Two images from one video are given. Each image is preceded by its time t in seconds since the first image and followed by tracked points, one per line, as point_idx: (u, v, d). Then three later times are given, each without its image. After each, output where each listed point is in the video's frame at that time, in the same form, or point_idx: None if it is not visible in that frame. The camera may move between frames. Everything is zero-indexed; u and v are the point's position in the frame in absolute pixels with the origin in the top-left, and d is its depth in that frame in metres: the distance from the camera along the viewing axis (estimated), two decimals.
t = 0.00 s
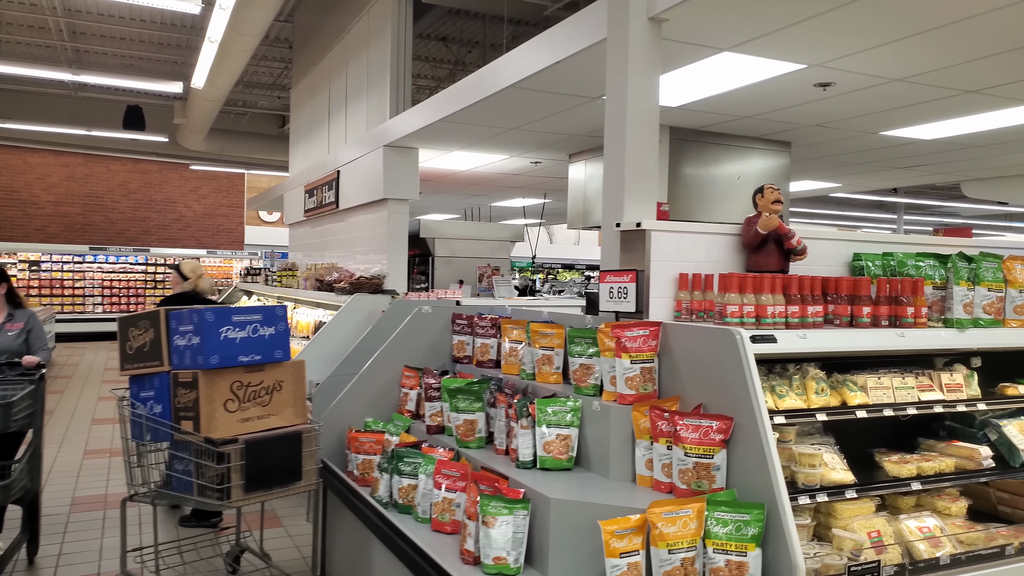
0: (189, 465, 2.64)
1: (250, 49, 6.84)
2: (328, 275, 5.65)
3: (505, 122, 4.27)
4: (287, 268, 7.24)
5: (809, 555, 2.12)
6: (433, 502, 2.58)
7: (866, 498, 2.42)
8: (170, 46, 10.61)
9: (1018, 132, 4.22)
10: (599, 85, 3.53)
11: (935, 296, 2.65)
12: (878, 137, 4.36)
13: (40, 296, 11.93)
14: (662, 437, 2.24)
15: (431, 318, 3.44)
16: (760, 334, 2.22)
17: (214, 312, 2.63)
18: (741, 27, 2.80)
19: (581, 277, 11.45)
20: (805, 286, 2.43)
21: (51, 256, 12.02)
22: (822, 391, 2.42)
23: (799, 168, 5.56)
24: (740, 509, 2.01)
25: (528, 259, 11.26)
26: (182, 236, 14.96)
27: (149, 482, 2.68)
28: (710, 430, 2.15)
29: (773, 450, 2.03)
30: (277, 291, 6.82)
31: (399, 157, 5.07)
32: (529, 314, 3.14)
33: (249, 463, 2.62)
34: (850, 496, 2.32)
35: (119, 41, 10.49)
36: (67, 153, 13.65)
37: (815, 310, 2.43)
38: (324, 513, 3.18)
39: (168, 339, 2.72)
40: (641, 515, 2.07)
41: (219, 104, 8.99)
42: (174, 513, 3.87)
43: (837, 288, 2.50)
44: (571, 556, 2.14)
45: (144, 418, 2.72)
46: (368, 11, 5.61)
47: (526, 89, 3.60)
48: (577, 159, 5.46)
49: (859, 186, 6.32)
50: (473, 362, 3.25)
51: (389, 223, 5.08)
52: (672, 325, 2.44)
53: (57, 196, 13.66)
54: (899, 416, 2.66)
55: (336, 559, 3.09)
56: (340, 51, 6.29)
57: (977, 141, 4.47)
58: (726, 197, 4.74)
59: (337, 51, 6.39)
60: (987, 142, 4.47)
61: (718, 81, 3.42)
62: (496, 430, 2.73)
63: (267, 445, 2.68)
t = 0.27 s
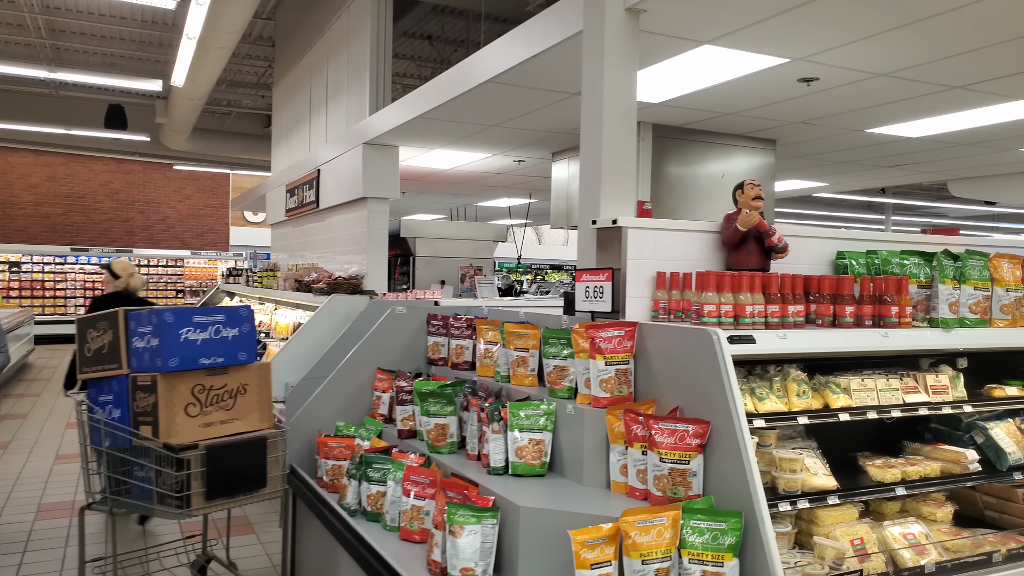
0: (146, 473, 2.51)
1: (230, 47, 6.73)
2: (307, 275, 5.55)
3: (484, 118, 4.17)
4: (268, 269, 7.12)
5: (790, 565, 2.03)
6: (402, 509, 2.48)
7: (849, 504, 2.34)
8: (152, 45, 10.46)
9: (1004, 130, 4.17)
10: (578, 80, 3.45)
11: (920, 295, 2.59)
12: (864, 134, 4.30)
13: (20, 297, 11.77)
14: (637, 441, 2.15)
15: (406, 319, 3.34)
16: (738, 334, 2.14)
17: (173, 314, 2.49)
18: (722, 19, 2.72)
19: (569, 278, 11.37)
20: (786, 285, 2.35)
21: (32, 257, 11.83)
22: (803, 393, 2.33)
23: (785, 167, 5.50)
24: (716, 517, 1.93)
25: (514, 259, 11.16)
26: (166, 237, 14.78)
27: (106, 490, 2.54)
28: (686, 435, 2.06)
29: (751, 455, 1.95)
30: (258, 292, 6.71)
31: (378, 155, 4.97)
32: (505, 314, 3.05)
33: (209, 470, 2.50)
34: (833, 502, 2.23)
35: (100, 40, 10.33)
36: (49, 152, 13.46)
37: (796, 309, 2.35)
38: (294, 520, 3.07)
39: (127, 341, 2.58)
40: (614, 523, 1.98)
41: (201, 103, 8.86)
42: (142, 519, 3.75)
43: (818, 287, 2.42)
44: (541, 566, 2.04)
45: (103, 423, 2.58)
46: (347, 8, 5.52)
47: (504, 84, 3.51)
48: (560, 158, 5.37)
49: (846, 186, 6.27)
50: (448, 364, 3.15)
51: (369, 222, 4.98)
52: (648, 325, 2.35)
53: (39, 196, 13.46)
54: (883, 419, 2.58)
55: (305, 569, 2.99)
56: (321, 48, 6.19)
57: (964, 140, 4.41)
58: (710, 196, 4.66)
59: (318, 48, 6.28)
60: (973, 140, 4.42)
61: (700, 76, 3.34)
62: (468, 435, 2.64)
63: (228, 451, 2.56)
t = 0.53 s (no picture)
0: (104, 483, 2.36)
1: (213, 45, 6.62)
2: (288, 276, 5.43)
3: (467, 116, 4.06)
4: (251, 269, 7.01)
5: None
6: (370, 522, 2.37)
7: (836, 518, 2.24)
8: (138, 42, 10.32)
9: (998, 130, 4.08)
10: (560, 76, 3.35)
11: (910, 299, 2.46)
12: (855, 134, 4.21)
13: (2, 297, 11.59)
14: (613, 452, 2.05)
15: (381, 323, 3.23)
16: (721, 341, 2.03)
17: (131, 315, 2.36)
18: (707, 13, 2.62)
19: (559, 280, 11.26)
20: (771, 289, 2.25)
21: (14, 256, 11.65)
22: (788, 402, 2.23)
23: (775, 168, 5.41)
24: (695, 533, 1.82)
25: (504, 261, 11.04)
26: (153, 237, 14.61)
27: (58, 503, 2.38)
28: (664, 446, 1.96)
29: (731, 469, 1.84)
30: (240, 294, 6.57)
31: (360, 154, 4.86)
32: (483, 317, 2.94)
33: (169, 480, 2.36)
34: (819, 516, 2.13)
35: (84, 36, 10.17)
36: (33, 151, 13.27)
37: (781, 314, 2.25)
38: (262, 532, 2.96)
39: (82, 346, 2.43)
40: (587, 540, 1.87)
41: (185, 102, 8.73)
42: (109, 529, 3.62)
43: (805, 291, 2.32)
44: None
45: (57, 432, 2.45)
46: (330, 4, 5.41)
47: (485, 80, 3.40)
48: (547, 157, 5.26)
49: (836, 188, 6.18)
50: (424, 369, 3.04)
51: (350, 222, 4.86)
52: (627, 330, 2.24)
53: (23, 195, 13.27)
54: (872, 428, 2.49)
55: None
56: (305, 45, 6.07)
57: (956, 141, 4.34)
58: (699, 197, 4.57)
59: (301, 45, 6.15)
60: (965, 141, 4.35)
61: (687, 73, 3.24)
62: (441, 443, 2.52)
63: (188, 460, 2.42)
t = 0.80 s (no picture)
0: (53, 499, 2.25)
1: (189, 43, 6.48)
2: (264, 279, 5.31)
3: (444, 116, 3.97)
4: (229, 272, 6.88)
5: None
6: (334, 537, 2.27)
7: (818, 531, 2.16)
8: (116, 41, 10.14)
9: (983, 131, 4.04)
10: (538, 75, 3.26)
11: (894, 302, 2.40)
12: (838, 135, 4.15)
13: None
14: (587, 464, 1.96)
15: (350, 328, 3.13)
16: (699, 347, 1.94)
17: (81, 323, 2.24)
18: (686, 8, 2.54)
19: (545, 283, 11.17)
20: (750, 292, 2.17)
21: None
22: (769, 410, 2.15)
23: (759, 169, 5.35)
24: (671, 550, 1.73)
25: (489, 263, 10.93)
26: (133, 239, 14.38)
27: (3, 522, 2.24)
28: (639, 458, 1.87)
29: (709, 482, 1.76)
30: (217, 297, 6.44)
31: (337, 154, 4.75)
32: (456, 322, 2.84)
33: (122, 495, 2.26)
34: (800, 528, 2.05)
35: (60, 35, 9.98)
36: (9, 151, 13.02)
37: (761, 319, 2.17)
38: (226, 546, 2.85)
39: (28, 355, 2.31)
40: (558, 558, 1.78)
41: (163, 102, 8.58)
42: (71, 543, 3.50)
43: (785, 295, 2.24)
44: None
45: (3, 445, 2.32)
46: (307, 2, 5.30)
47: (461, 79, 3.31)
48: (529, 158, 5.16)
49: (821, 189, 6.14)
50: (396, 376, 2.94)
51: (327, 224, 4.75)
52: (602, 336, 2.16)
53: None
54: (856, 437, 2.41)
55: None
56: (282, 44, 5.95)
57: (940, 142, 4.29)
58: (682, 198, 4.49)
59: (280, 44, 6.03)
60: (949, 142, 4.30)
61: (667, 72, 3.16)
62: (409, 455, 2.43)
63: (143, 474, 2.32)
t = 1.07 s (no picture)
0: None
1: (152, 39, 6.30)
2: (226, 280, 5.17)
3: (408, 111, 3.86)
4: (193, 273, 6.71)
5: None
6: (280, 548, 2.17)
7: (783, 537, 2.09)
8: (80, 37, 9.88)
9: (951, 131, 4.03)
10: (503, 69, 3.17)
11: (861, 302, 2.32)
12: (809, 134, 4.13)
13: None
14: (543, 470, 1.87)
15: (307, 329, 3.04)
16: (660, 347, 1.85)
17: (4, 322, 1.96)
18: (651, 0, 2.46)
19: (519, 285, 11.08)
20: (714, 291, 2.10)
21: None
22: (734, 412, 2.08)
23: (731, 169, 5.32)
24: (628, 560, 1.65)
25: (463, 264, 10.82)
26: (99, 239, 14.04)
27: None
28: (597, 464, 1.78)
29: (668, 488, 1.68)
30: (181, 298, 6.26)
31: (301, 152, 4.62)
32: (415, 323, 2.74)
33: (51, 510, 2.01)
34: (765, 535, 1.98)
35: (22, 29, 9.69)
36: None
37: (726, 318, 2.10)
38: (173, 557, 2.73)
39: None
40: (509, 571, 1.70)
41: (128, 99, 8.36)
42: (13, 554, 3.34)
43: (750, 293, 2.18)
44: None
45: None
46: None
47: (423, 73, 3.21)
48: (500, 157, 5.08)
49: (792, 190, 6.13)
50: (354, 378, 2.83)
51: (291, 223, 4.62)
52: (561, 336, 2.07)
53: None
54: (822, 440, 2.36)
55: None
56: (248, 39, 5.80)
57: (909, 141, 4.29)
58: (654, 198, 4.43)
59: (245, 40, 5.87)
60: (919, 142, 4.29)
61: (635, 66, 3.09)
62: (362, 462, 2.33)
63: (76, 486, 2.06)
